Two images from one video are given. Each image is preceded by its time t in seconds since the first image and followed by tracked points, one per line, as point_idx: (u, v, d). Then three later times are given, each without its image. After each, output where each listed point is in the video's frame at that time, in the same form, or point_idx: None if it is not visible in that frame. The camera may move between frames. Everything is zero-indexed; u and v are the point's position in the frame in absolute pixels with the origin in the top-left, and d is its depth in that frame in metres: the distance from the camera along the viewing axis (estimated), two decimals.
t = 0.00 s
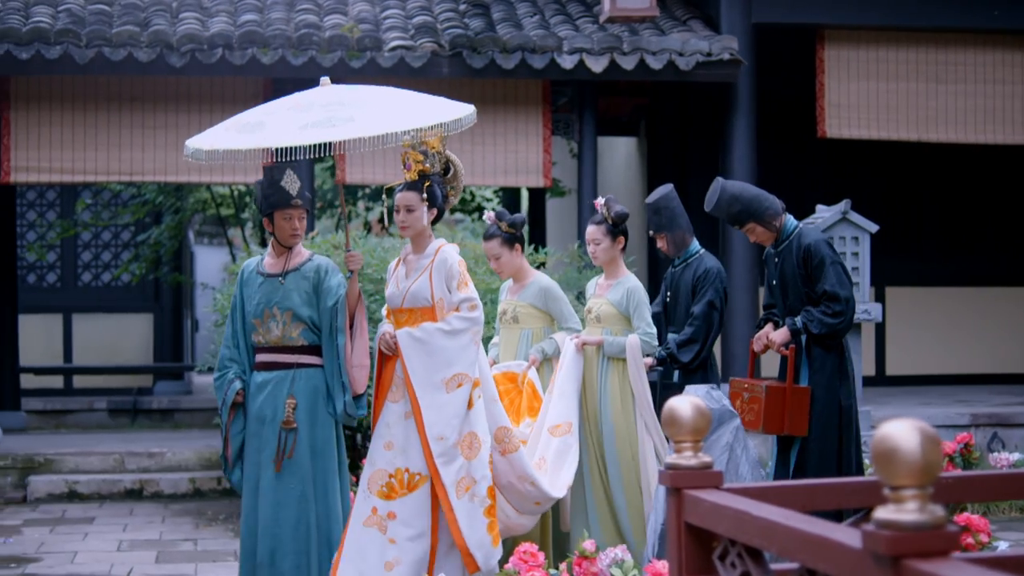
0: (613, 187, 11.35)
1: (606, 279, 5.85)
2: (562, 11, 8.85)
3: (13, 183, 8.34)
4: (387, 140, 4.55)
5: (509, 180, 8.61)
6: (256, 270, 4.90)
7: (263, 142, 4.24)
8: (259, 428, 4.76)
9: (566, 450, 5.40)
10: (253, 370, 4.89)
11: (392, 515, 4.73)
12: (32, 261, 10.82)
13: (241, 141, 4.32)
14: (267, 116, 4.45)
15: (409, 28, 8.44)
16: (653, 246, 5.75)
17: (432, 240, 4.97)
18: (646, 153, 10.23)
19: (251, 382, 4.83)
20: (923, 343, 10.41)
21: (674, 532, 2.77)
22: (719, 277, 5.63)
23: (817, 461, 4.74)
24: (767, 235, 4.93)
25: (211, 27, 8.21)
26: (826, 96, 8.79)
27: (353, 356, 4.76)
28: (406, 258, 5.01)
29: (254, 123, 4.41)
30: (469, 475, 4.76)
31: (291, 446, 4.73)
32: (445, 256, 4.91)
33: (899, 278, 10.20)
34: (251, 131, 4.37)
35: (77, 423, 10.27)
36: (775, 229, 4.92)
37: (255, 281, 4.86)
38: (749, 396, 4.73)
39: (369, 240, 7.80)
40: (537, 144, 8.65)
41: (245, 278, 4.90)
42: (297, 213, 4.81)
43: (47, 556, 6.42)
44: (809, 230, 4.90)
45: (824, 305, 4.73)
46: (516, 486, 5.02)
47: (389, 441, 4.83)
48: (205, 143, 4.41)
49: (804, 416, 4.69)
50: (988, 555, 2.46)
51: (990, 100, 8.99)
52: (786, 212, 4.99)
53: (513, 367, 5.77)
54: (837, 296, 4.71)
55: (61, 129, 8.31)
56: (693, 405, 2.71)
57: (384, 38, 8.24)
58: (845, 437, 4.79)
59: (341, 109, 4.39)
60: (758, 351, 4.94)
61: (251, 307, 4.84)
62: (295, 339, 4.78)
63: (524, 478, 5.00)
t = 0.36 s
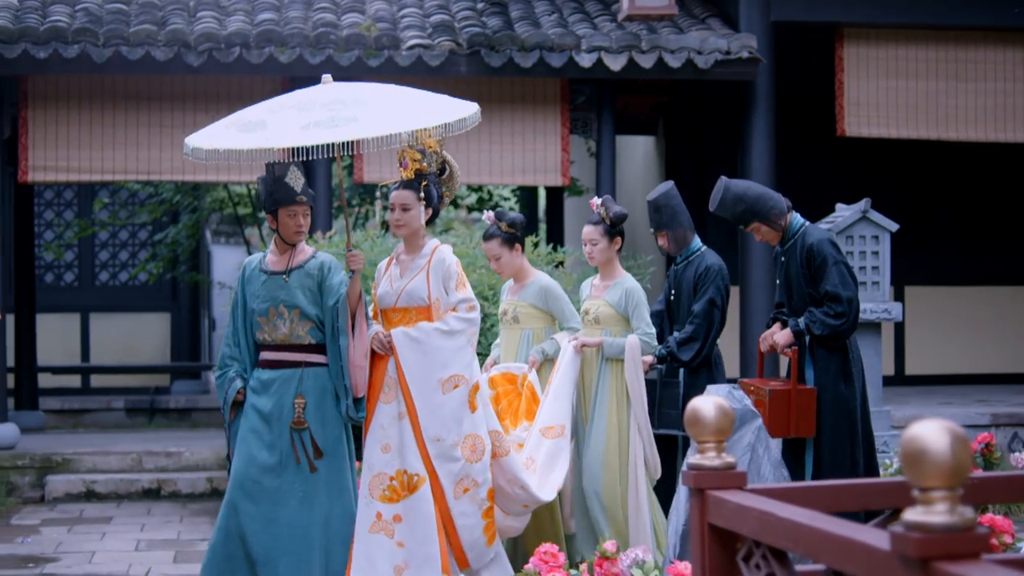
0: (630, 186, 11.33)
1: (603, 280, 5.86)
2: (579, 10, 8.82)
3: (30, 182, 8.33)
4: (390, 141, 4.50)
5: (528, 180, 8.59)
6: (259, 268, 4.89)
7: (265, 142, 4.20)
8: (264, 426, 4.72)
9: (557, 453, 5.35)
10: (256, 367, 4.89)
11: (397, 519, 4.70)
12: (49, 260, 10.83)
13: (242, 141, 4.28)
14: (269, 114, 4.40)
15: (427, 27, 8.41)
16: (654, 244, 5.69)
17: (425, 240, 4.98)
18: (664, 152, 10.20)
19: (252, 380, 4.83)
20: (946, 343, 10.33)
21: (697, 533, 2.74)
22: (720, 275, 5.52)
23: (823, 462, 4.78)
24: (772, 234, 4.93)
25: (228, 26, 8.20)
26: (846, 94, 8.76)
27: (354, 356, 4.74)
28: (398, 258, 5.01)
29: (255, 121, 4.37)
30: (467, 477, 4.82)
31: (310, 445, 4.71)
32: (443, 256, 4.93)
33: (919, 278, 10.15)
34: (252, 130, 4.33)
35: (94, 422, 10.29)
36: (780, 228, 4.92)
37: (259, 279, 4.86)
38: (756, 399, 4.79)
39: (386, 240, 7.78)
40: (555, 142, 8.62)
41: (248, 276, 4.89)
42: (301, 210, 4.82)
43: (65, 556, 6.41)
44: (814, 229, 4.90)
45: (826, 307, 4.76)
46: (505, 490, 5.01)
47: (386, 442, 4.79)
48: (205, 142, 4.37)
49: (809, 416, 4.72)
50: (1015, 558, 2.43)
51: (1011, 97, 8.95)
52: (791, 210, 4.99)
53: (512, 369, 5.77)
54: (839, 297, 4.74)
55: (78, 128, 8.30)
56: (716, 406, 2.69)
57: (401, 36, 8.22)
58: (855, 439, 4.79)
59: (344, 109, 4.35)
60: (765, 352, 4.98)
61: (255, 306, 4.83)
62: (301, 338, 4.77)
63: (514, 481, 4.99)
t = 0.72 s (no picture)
0: (647, 186, 11.30)
1: (604, 282, 5.76)
2: (597, 9, 8.79)
3: (48, 182, 8.32)
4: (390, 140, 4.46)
5: (545, 180, 8.57)
6: (248, 267, 4.85)
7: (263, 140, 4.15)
8: (247, 433, 4.72)
9: (559, 455, 5.31)
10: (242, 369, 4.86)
11: (397, 517, 4.67)
12: (66, 260, 10.85)
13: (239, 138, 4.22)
14: (269, 110, 4.35)
15: (444, 26, 8.39)
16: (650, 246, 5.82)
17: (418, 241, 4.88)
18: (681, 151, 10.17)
19: (239, 382, 4.79)
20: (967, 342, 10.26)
21: (720, 535, 2.71)
22: (720, 278, 5.68)
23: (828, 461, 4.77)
24: (779, 233, 4.88)
25: (245, 26, 8.18)
26: (865, 93, 8.71)
27: (342, 356, 4.69)
28: (390, 258, 4.89)
29: (254, 117, 4.32)
30: (445, 481, 4.71)
31: (295, 452, 4.71)
32: (439, 257, 4.83)
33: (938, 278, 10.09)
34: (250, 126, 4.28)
35: (111, 423, 10.29)
36: (787, 226, 4.86)
37: (248, 279, 4.82)
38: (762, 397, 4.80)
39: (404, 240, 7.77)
40: (572, 142, 8.60)
41: (236, 275, 4.85)
42: (293, 210, 4.79)
43: (83, 557, 6.40)
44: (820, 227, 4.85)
45: (831, 306, 4.71)
46: (501, 493, 4.96)
47: (380, 441, 4.73)
48: (202, 136, 4.31)
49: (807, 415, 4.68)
50: None
51: None
52: (797, 208, 4.94)
53: (506, 373, 5.57)
54: (844, 296, 4.69)
55: (95, 128, 8.29)
56: (739, 406, 2.66)
57: (419, 36, 8.20)
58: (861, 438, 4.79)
59: (344, 107, 4.30)
60: (767, 350, 4.92)
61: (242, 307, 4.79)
62: (290, 340, 4.76)
63: (508, 485, 4.94)
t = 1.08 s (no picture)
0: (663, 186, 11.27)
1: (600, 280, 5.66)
2: (613, 7, 8.77)
3: (64, 181, 8.31)
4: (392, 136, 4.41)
5: (561, 178, 8.55)
6: (231, 263, 4.55)
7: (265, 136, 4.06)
8: (229, 430, 4.43)
9: (555, 457, 5.16)
10: (222, 366, 4.54)
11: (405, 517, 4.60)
12: (82, 259, 10.86)
13: (237, 131, 4.12)
14: (267, 102, 4.24)
15: (460, 24, 8.37)
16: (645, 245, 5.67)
17: (417, 236, 4.82)
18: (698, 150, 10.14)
19: (223, 378, 4.48)
20: (984, 342, 10.21)
21: (741, 534, 2.69)
22: (715, 277, 5.62)
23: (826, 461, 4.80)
24: (768, 233, 4.88)
25: (261, 24, 8.17)
26: (882, 91, 8.69)
27: (342, 357, 4.50)
28: (389, 256, 4.83)
29: (252, 109, 4.21)
30: (455, 478, 4.63)
31: (275, 451, 4.41)
32: (438, 253, 4.77)
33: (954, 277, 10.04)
34: (248, 119, 4.17)
35: (127, 422, 10.28)
36: (777, 227, 4.87)
37: (232, 274, 4.52)
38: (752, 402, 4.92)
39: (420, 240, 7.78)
40: (589, 140, 8.58)
41: (219, 270, 4.55)
42: (280, 205, 4.49)
43: (99, 556, 6.39)
44: (810, 226, 4.87)
45: (826, 305, 4.73)
46: (502, 493, 4.84)
47: (385, 443, 4.67)
48: (196, 127, 4.19)
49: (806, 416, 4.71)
50: None
51: None
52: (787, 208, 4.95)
53: (494, 372, 5.42)
54: (839, 295, 4.71)
55: (111, 126, 8.28)
56: (760, 407, 2.64)
57: (435, 34, 8.18)
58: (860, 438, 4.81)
59: (346, 104, 4.23)
60: (760, 355, 4.89)
61: (225, 300, 4.49)
62: (272, 338, 4.47)
63: (510, 485, 4.83)
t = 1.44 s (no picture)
0: (678, 186, 11.24)
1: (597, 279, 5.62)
2: (629, 5, 8.74)
3: (79, 180, 8.30)
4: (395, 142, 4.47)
5: (577, 177, 8.52)
6: (227, 263, 4.60)
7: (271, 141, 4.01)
8: (226, 430, 4.46)
9: (552, 461, 5.18)
10: (219, 366, 4.58)
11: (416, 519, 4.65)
12: (97, 259, 10.85)
13: (241, 137, 4.07)
14: (268, 107, 4.20)
15: (475, 23, 8.35)
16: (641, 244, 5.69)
17: (423, 235, 4.82)
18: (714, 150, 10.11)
19: (219, 380, 4.52)
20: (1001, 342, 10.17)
21: (762, 537, 2.67)
22: (712, 276, 5.71)
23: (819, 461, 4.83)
24: (752, 232, 4.91)
25: (276, 23, 8.15)
26: (899, 90, 8.65)
27: (344, 357, 4.53)
28: (396, 256, 4.85)
29: (253, 114, 4.18)
30: (474, 481, 4.68)
31: (264, 447, 4.42)
32: (444, 252, 4.76)
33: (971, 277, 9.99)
34: (251, 124, 4.13)
35: (141, 422, 10.26)
36: (760, 225, 4.90)
37: (228, 274, 4.56)
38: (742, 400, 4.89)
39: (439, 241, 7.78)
40: (605, 140, 8.55)
41: (213, 270, 4.59)
42: (275, 204, 4.54)
43: (114, 556, 6.38)
44: (794, 225, 4.90)
45: (814, 303, 4.77)
46: (503, 497, 4.85)
47: (391, 447, 4.71)
48: (198, 133, 4.15)
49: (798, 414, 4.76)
50: None
51: None
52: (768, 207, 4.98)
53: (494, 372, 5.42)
54: (827, 293, 4.75)
55: (126, 126, 8.27)
56: (782, 407, 2.61)
57: (450, 33, 8.17)
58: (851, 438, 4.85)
59: (351, 105, 4.20)
60: (746, 354, 4.97)
61: (222, 302, 4.53)
62: (270, 337, 4.51)
63: (512, 487, 4.83)
